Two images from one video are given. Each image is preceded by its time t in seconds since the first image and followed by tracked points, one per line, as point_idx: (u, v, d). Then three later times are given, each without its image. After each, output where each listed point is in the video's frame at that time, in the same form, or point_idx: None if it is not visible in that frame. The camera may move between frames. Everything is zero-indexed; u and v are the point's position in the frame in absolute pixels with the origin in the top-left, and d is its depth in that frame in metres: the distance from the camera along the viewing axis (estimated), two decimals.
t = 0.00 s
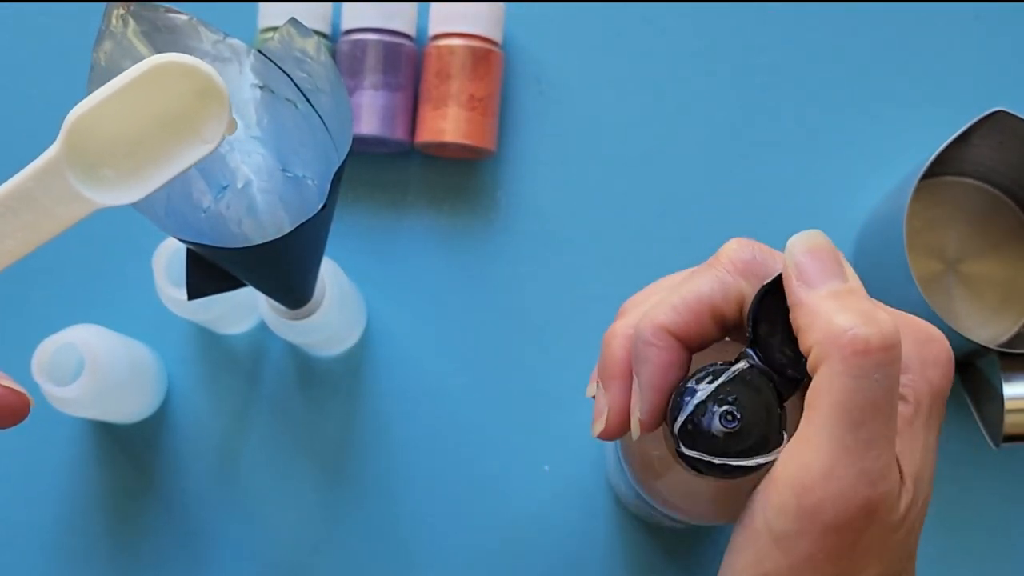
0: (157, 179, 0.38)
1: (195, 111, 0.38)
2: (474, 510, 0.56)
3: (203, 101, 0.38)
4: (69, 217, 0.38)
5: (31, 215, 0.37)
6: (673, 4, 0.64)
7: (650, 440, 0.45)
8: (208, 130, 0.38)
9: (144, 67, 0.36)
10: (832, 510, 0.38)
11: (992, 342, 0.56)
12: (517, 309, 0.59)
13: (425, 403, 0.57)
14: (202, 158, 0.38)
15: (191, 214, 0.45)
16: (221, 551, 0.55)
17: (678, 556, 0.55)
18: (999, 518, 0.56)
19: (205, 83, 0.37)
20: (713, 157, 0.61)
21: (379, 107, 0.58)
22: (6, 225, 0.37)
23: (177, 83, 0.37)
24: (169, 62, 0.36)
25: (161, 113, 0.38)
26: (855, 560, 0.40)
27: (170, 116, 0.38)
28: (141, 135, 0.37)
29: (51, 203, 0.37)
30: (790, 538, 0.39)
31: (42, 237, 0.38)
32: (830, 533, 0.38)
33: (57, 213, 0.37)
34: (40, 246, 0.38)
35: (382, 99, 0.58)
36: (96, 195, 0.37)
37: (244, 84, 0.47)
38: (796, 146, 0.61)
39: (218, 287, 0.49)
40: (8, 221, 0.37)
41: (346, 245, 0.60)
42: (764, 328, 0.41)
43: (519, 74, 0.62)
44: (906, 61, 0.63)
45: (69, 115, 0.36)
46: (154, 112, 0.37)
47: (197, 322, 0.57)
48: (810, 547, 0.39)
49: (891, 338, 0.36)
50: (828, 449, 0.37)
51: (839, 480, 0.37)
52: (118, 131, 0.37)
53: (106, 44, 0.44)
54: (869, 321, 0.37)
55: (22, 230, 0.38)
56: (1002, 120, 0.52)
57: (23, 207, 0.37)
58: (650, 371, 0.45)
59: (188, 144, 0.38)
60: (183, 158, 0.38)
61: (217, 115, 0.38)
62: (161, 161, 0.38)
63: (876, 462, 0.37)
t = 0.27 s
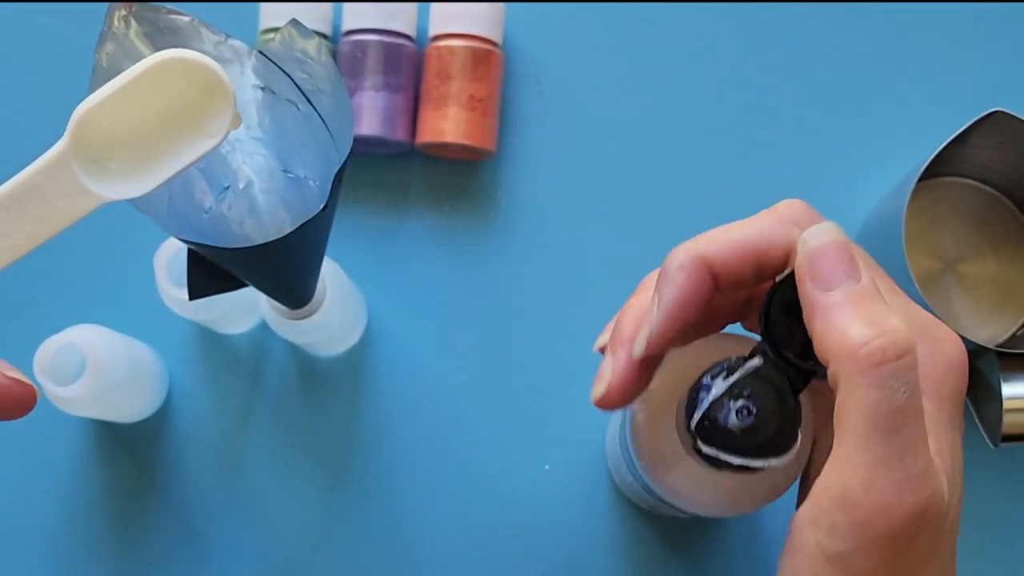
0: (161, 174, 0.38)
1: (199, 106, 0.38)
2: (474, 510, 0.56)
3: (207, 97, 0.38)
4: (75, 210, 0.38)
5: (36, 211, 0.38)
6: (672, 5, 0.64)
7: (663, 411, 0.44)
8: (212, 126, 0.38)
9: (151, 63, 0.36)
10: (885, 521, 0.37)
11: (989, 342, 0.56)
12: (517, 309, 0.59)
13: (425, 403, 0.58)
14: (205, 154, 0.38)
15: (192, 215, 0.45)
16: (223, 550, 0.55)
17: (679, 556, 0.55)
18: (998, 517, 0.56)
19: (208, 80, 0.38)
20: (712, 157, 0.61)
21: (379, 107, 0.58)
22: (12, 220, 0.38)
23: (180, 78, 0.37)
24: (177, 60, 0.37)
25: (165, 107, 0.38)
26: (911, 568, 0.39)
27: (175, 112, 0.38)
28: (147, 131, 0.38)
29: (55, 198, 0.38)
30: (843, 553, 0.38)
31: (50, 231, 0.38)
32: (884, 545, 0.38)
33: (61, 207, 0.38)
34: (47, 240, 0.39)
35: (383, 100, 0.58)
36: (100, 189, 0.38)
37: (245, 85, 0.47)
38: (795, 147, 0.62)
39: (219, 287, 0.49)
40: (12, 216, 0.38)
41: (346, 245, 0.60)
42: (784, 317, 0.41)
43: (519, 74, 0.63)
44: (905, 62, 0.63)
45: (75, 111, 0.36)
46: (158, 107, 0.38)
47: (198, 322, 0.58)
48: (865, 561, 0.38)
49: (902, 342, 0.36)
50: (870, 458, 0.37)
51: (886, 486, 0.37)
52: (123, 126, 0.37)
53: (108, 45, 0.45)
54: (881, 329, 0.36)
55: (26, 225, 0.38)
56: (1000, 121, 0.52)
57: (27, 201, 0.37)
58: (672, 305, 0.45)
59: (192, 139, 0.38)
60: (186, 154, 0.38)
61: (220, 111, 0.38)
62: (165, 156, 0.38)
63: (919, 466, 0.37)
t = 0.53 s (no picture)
0: (161, 177, 0.38)
1: (200, 108, 0.38)
2: (474, 510, 0.56)
3: (207, 100, 0.38)
4: (76, 211, 0.38)
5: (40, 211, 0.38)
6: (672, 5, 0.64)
7: (654, 420, 0.46)
8: (213, 129, 0.38)
9: (152, 64, 0.36)
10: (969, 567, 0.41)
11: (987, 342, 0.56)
12: (518, 309, 0.59)
13: (425, 403, 0.58)
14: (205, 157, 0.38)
15: (192, 215, 0.45)
16: (222, 550, 0.55)
17: (678, 556, 0.55)
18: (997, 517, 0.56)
19: (210, 82, 0.37)
20: (712, 157, 0.61)
21: (379, 107, 0.58)
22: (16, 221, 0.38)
23: (181, 80, 0.37)
24: (177, 61, 0.37)
25: (168, 110, 0.38)
26: None
27: (176, 114, 0.38)
28: (149, 133, 0.38)
29: (56, 198, 0.38)
30: None
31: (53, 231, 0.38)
32: None
33: (62, 208, 0.38)
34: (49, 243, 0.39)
35: (383, 100, 0.58)
36: (101, 190, 0.38)
37: (244, 84, 0.47)
38: (795, 147, 0.62)
39: (219, 287, 0.49)
40: (13, 216, 0.38)
41: (346, 245, 0.60)
42: (769, 339, 0.42)
43: (520, 74, 0.63)
44: (905, 62, 0.63)
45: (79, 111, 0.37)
46: (161, 109, 0.38)
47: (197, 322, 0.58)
48: None
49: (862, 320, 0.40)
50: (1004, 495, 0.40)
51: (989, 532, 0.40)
52: (125, 128, 0.37)
53: (109, 45, 0.45)
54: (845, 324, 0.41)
55: (28, 225, 0.38)
56: (1000, 121, 0.52)
57: (29, 201, 0.38)
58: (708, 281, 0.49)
59: (193, 141, 0.38)
60: (187, 156, 0.38)
61: (220, 113, 0.38)
62: (166, 159, 0.38)
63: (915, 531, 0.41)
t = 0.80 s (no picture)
0: (164, 186, 0.38)
1: (202, 118, 0.38)
2: (474, 510, 0.56)
3: (210, 109, 0.38)
4: (78, 222, 0.38)
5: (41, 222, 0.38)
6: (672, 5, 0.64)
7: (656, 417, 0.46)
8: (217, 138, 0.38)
9: (155, 74, 0.36)
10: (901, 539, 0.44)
11: (988, 342, 0.56)
12: (518, 309, 0.59)
13: (425, 402, 0.58)
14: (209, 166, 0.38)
15: (193, 216, 0.45)
16: (222, 550, 0.55)
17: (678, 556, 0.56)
18: (998, 517, 0.56)
19: (213, 92, 0.38)
20: (712, 157, 0.61)
21: (379, 107, 0.58)
22: (16, 232, 0.38)
23: (185, 90, 0.37)
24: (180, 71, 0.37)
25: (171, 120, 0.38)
26: None
27: (180, 124, 0.38)
28: (151, 143, 0.38)
29: (60, 208, 0.37)
30: None
31: (52, 243, 0.38)
32: None
33: (65, 218, 0.38)
34: (49, 254, 0.38)
35: (383, 100, 0.58)
36: (105, 201, 0.38)
37: (244, 85, 0.48)
38: (795, 146, 0.62)
39: (219, 287, 0.49)
40: (16, 227, 0.38)
41: (346, 245, 0.60)
42: (770, 339, 0.43)
43: (519, 74, 0.63)
44: (905, 61, 0.63)
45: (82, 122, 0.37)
46: (164, 118, 0.38)
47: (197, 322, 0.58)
48: None
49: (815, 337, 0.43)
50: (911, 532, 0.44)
51: (879, 507, 0.45)
52: (128, 138, 0.37)
53: (109, 45, 0.45)
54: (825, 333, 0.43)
55: (31, 236, 0.38)
56: (1000, 121, 0.52)
57: (32, 212, 0.37)
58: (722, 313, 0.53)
59: (195, 150, 0.38)
60: (190, 165, 0.38)
61: (224, 122, 0.38)
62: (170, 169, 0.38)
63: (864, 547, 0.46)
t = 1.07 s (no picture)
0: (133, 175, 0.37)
1: (174, 104, 0.37)
2: (474, 510, 0.56)
3: (181, 96, 0.37)
4: (51, 213, 0.37)
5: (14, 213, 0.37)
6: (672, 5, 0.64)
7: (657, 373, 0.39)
8: (186, 125, 0.38)
9: (122, 61, 0.36)
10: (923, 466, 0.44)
11: (987, 342, 0.55)
12: (518, 309, 0.59)
13: (425, 402, 0.58)
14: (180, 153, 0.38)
15: (193, 216, 0.45)
16: (222, 550, 0.55)
17: (679, 555, 0.55)
18: (1001, 519, 0.56)
19: (183, 78, 0.37)
20: (712, 157, 0.61)
21: (379, 107, 0.58)
22: None
23: (157, 74, 0.37)
24: (148, 58, 0.36)
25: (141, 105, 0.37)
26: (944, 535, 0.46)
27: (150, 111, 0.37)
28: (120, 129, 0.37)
29: (31, 198, 0.37)
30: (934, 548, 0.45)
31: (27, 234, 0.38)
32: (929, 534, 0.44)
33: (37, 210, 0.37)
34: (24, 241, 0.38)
35: (383, 100, 0.58)
36: (75, 191, 0.37)
37: (244, 84, 0.48)
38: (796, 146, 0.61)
39: (218, 288, 0.50)
40: None
41: (346, 245, 0.60)
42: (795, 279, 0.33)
43: (520, 74, 0.63)
44: (904, 62, 0.63)
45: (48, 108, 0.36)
46: (136, 105, 0.37)
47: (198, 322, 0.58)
48: (937, 502, 0.44)
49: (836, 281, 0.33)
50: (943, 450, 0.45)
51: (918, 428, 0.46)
52: (98, 126, 0.37)
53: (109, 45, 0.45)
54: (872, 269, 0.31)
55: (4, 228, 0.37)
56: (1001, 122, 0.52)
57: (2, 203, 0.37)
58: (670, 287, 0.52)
59: (168, 137, 0.38)
60: (161, 152, 0.38)
61: (194, 109, 0.37)
62: (140, 156, 0.38)
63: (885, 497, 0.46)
